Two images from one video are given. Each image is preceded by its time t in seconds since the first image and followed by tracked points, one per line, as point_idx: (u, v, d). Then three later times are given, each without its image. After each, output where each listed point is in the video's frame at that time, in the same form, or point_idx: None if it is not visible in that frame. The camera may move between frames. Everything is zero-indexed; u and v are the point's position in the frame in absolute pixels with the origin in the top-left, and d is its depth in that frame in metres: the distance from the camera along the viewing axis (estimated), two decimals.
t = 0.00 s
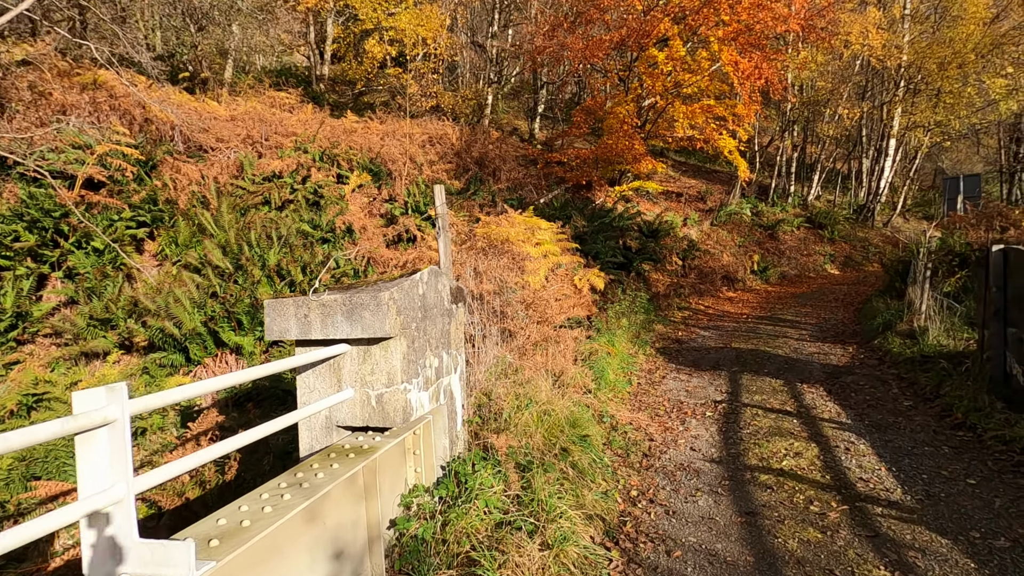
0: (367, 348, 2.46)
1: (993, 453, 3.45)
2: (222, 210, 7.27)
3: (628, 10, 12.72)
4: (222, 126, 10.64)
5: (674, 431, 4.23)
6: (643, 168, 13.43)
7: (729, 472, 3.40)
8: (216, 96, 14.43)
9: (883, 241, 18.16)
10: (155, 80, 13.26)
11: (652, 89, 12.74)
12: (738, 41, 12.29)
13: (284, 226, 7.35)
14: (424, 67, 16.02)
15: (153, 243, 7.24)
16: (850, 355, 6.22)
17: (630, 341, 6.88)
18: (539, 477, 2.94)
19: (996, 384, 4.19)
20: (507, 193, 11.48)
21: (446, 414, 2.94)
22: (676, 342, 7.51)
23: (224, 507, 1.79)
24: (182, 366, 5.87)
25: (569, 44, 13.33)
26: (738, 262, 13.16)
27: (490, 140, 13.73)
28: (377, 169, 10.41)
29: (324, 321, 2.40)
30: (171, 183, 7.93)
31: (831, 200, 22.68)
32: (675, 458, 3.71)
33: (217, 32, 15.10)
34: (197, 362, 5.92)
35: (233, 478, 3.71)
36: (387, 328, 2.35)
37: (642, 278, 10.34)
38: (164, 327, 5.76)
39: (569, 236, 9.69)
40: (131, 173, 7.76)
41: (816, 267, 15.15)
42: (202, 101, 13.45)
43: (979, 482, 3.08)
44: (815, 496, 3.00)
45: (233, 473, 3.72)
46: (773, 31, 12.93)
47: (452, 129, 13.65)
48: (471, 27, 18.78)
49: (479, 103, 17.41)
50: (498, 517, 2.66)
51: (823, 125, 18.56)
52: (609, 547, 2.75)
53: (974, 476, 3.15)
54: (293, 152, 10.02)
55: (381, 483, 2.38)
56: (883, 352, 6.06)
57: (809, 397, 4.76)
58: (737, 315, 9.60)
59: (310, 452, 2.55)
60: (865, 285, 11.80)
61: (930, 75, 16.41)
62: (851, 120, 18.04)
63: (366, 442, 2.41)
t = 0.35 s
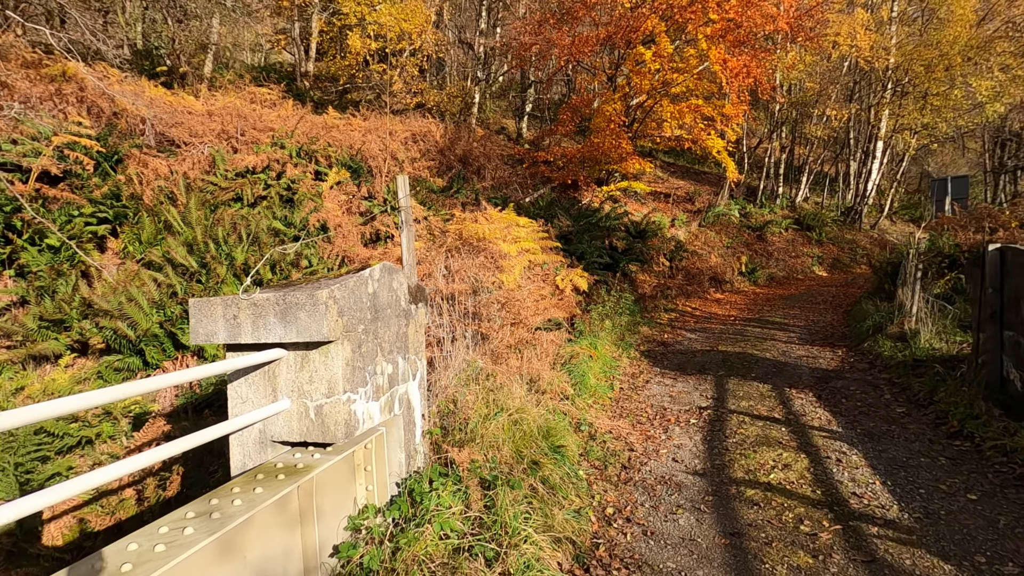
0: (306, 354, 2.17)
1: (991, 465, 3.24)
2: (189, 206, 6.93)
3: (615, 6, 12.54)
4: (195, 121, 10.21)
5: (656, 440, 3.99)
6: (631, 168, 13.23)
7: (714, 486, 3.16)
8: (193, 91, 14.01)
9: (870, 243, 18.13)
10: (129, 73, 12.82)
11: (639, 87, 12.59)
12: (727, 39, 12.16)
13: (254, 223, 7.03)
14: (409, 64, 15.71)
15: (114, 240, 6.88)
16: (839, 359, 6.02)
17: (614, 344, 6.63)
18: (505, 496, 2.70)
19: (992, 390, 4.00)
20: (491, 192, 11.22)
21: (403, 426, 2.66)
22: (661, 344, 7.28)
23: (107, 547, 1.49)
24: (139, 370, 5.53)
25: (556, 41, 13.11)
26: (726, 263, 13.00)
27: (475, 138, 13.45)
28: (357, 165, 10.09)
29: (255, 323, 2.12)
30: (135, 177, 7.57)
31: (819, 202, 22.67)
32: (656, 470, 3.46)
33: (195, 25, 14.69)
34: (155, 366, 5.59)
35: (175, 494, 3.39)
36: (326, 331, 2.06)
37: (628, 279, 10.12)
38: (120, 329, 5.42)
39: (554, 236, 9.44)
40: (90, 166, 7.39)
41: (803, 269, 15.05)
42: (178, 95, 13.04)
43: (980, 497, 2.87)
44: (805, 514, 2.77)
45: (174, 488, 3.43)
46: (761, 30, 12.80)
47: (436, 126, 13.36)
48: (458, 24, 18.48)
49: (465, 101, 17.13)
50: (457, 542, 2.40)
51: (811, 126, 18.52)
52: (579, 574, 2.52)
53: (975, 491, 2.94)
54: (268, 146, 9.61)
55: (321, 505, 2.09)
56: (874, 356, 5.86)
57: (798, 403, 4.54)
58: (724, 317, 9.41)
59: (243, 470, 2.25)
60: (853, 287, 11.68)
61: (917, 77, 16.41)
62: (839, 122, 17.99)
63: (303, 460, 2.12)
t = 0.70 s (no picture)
0: (229, 376, 1.85)
1: (1000, 489, 3.01)
2: (153, 205, 6.55)
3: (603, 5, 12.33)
4: (166, 117, 9.73)
5: (640, 458, 3.71)
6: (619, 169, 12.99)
7: (703, 513, 2.89)
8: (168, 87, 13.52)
9: (858, 247, 18.09)
10: (100, 68, 12.33)
11: (627, 88, 12.38)
12: (715, 40, 12.00)
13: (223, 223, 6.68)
14: (394, 62, 15.37)
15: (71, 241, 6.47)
16: (832, 367, 5.79)
17: (598, 352, 6.35)
18: (469, 531, 2.42)
19: (995, 404, 3.78)
20: (476, 193, 10.93)
21: (353, 453, 2.34)
22: (648, 351, 7.03)
23: None
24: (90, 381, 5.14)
25: (543, 39, 12.87)
26: (715, 267, 12.80)
27: (460, 138, 13.14)
28: (335, 164, 9.74)
29: (167, 339, 1.80)
30: (96, 174, 7.16)
31: (807, 205, 22.63)
32: (640, 494, 3.19)
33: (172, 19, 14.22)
34: (108, 376, 5.20)
35: (107, 524, 3.04)
36: (249, 349, 1.75)
37: (616, 283, 9.87)
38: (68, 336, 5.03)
39: (539, 238, 9.17)
40: (47, 163, 6.96)
41: (792, 273, 14.91)
42: (152, 90, 12.55)
43: (993, 527, 2.63)
44: (804, 548, 2.52)
45: (107, 517, 3.07)
46: (750, 32, 12.67)
47: (420, 125, 13.04)
48: (444, 22, 18.17)
49: (451, 101, 16.82)
50: None
51: (799, 129, 18.45)
52: None
53: (987, 520, 2.70)
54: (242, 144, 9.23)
55: (246, 555, 1.77)
56: (868, 365, 5.64)
57: (791, 416, 4.29)
58: (713, 322, 9.18)
59: (157, 511, 1.92)
60: (843, 292, 11.53)
61: (905, 81, 16.43)
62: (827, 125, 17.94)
63: (224, 500, 1.79)
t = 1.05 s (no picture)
0: (120, 397, 1.56)
1: (1002, 510, 2.79)
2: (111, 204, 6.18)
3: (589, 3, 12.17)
4: (135, 111, 9.27)
5: (618, 475, 3.45)
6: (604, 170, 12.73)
7: (684, 540, 2.64)
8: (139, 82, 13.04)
9: (844, 251, 18.09)
10: (68, 61, 11.84)
11: (613, 87, 12.20)
12: (702, 40, 11.86)
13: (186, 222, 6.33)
14: (376, 60, 15.05)
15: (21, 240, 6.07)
16: (820, 375, 5.58)
17: (579, 359, 6.10)
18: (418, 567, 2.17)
19: (992, 416, 3.55)
20: (458, 193, 10.66)
21: (287, 478, 2.08)
22: (631, 357, 6.79)
23: None
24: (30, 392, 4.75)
25: (525, 37, 12.56)
26: (701, 270, 12.62)
27: (443, 138, 12.86)
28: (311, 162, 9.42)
29: (41, 356, 1.49)
30: (52, 170, 6.76)
31: (793, 209, 22.62)
32: (615, 516, 2.93)
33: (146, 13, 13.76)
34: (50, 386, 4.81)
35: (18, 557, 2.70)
36: (138, 366, 1.47)
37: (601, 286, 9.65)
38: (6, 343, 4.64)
39: (521, 240, 8.92)
40: None
41: (779, 276, 14.82)
42: (123, 85, 12.09)
43: (999, 556, 2.42)
44: None
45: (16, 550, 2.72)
46: (737, 34, 12.60)
47: (402, 124, 12.73)
48: (429, 21, 17.90)
49: (435, 101, 16.53)
50: None
51: (786, 132, 18.42)
52: None
53: (991, 548, 2.49)
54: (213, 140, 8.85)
55: None
56: (856, 373, 5.45)
57: (778, 428, 4.06)
58: (698, 326, 8.98)
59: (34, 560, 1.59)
60: (829, 295, 11.42)
61: (891, 85, 16.48)
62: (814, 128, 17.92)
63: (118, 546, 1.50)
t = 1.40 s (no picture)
0: None
1: (993, 548, 2.64)
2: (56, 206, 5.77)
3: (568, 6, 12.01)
4: (92, 105, 8.76)
5: (587, 506, 3.23)
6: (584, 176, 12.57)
7: None
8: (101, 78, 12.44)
9: (822, 260, 18.19)
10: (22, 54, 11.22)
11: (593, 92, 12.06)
12: (681, 47, 11.79)
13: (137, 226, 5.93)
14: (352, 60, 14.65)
15: None
16: (799, 390, 5.42)
17: (551, 374, 5.85)
18: None
19: (977, 440, 3.41)
20: (434, 198, 10.37)
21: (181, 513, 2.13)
22: (607, 370, 6.57)
23: None
24: None
25: (505, 40, 12.41)
26: (681, 278, 12.49)
27: (420, 140, 12.54)
28: (280, 164, 9.06)
29: None
30: None
31: (773, 216, 22.72)
32: (581, 559, 2.74)
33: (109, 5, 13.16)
34: None
35: None
36: None
37: (578, 295, 9.44)
38: None
39: (496, 246, 8.66)
40: None
41: (758, 284, 14.80)
42: (83, 80, 11.53)
43: None
44: None
45: None
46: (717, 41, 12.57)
47: (377, 126, 12.39)
48: (408, 21, 17.56)
49: (413, 103, 16.19)
50: None
51: (766, 139, 18.46)
52: None
53: None
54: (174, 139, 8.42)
55: None
56: (835, 388, 5.29)
57: (756, 451, 3.87)
58: (677, 336, 8.81)
59: None
60: (807, 304, 11.39)
61: (868, 95, 16.63)
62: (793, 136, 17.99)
63: None
